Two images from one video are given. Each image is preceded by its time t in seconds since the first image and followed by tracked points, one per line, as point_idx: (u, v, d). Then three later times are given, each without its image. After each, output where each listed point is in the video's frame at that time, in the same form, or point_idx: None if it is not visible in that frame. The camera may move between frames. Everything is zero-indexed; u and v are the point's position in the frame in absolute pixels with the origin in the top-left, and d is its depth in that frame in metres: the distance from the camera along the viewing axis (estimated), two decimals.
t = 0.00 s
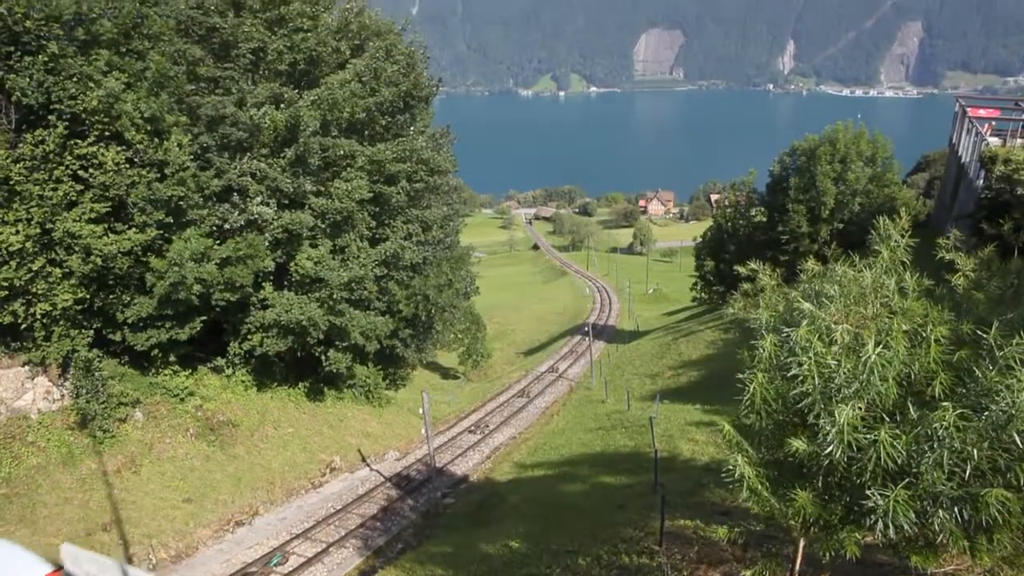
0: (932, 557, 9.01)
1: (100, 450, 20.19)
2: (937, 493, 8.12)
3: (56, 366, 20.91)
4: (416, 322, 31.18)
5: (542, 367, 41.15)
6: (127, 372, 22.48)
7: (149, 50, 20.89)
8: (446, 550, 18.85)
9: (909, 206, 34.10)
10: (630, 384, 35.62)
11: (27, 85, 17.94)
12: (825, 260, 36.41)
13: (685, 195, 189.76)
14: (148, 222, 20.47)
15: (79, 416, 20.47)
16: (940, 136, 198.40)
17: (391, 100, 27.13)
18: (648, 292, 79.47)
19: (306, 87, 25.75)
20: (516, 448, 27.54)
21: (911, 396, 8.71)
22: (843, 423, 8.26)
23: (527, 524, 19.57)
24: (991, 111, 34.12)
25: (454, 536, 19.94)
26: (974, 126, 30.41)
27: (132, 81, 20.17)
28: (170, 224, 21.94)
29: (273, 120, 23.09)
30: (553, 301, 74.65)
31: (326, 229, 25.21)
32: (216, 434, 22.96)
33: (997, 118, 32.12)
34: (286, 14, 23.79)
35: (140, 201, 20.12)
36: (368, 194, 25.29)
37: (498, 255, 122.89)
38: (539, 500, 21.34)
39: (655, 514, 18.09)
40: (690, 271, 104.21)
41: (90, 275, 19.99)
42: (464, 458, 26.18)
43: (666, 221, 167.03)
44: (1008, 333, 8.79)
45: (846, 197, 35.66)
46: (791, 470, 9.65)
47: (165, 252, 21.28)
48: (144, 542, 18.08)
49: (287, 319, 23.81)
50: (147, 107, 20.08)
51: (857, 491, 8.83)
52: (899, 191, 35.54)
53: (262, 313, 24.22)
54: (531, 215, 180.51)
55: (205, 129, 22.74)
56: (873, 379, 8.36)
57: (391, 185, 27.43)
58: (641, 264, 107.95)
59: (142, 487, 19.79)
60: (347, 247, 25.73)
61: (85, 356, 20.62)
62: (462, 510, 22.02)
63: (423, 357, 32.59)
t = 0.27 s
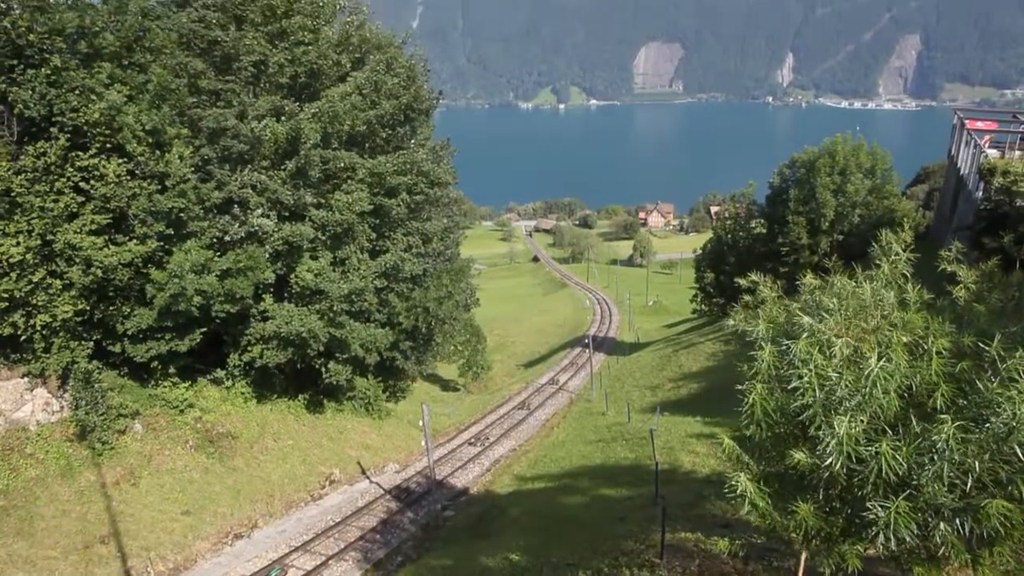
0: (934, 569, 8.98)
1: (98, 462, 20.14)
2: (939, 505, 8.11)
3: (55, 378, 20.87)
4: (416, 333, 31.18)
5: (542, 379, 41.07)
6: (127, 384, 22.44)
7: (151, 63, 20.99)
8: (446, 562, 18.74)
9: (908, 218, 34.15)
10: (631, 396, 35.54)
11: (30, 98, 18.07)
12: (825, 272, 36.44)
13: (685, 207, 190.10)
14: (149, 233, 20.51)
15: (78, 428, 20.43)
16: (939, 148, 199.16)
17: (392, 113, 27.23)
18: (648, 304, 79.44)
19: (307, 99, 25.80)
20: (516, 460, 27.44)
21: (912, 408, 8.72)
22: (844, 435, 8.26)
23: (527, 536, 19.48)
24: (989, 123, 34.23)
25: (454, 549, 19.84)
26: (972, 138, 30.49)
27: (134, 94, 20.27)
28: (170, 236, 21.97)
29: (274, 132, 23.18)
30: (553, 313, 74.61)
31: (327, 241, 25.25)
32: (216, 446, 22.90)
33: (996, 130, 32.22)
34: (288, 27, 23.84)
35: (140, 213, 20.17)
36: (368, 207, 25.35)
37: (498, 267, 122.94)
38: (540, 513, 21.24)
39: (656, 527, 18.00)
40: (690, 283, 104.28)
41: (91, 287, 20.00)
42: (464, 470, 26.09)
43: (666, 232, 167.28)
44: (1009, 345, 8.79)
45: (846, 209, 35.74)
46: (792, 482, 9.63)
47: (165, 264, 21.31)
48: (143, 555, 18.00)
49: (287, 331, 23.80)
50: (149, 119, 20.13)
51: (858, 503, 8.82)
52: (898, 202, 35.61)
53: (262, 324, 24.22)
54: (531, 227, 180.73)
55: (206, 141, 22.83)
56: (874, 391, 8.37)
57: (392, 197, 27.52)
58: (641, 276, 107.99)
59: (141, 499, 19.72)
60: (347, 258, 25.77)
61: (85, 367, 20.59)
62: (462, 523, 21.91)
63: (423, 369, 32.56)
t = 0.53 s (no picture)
0: None
1: (97, 474, 20.08)
2: (940, 517, 8.09)
3: (54, 390, 20.82)
4: (416, 345, 31.17)
5: (542, 391, 40.98)
6: (126, 396, 22.38)
7: (153, 75, 21.08)
8: None
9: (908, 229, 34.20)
10: (631, 408, 35.45)
11: (32, 109, 18.19)
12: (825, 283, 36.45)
13: (685, 218, 190.46)
14: (149, 245, 20.55)
15: (77, 440, 20.37)
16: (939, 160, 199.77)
17: (392, 125, 27.35)
18: (648, 315, 79.40)
19: (307, 111, 25.89)
20: (517, 472, 27.34)
21: (913, 420, 8.71)
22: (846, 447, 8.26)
23: (527, 549, 19.37)
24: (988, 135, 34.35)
25: (454, 562, 19.72)
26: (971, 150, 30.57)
27: (135, 106, 20.35)
28: (171, 247, 22.00)
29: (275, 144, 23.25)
30: (553, 325, 74.56)
31: (327, 253, 25.29)
32: (215, 458, 22.82)
33: (995, 142, 32.32)
34: (289, 40, 23.94)
35: (141, 224, 20.22)
36: (369, 218, 25.40)
37: (498, 279, 122.95)
38: (540, 526, 21.13)
39: (657, 539, 17.90)
40: (690, 295, 104.30)
41: (90, 298, 20.01)
42: (464, 482, 25.99)
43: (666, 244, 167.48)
44: (1010, 357, 8.79)
45: (845, 221, 35.81)
46: (792, 495, 9.60)
47: (165, 275, 21.33)
48: (140, 567, 17.88)
49: (287, 342, 23.77)
50: (150, 131, 20.19)
51: (858, 515, 8.78)
52: (898, 214, 35.68)
53: (262, 336, 24.20)
54: (531, 238, 181.00)
55: (207, 153, 22.91)
56: (875, 403, 8.36)
57: (392, 209, 27.60)
58: (641, 288, 108.02)
59: (139, 511, 19.64)
60: (347, 270, 25.79)
61: (84, 379, 20.54)
62: (462, 535, 21.79)
63: (423, 380, 32.53)
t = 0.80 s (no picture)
0: None
1: (95, 485, 20.02)
2: (942, 528, 8.06)
3: (53, 401, 20.78)
4: (416, 356, 31.15)
5: (542, 402, 40.90)
6: (125, 406, 22.34)
7: (154, 86, 21.17)
8: None
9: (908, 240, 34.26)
10: (631, 419, 35.37)
11: (33, 120, 18.22)
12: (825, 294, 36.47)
13: (684, 229, 190.63)
14: (149, 255, 20.59)
15: (76, 450, 20.32)
16: (938, 171, 200.18)
17: (392, 136, 27.46)
18: (648, 326, 79.37)
19: (308, 122, 25.98)
20: (517, 484, 27.23)
21: (914, 431, 8.70)
22: (848, 457, 8.23)
23: (527, 560, 19.28)
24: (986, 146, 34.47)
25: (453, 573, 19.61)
26: (970, 161, 30.65)
27: (136, 117, 20.44)
28: (170, 258, 22.02)
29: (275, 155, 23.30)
30: (553, 335, 74.50)
31: (327, 263, 25.31)
32: (214, 468, 22.76)
33: (993, 153, 32.43)
34: (290, 52, 24.05)
35: (141, 235, 20.27)
36: (369, 229, 25.44)
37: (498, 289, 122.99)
38: (540, 537, 21.03)
39: (657, 551, 17.81)
40: (690, 306, 104.27)
41: (90, 308, 20.01)
42: (464, 494, 25.89)
43: (666, 255, 167.61)
44: (1011, 367, 8.79)
45: (845, 231, 35.87)
46: (793, 506, 9.57)
47: (165, 286, 21.36)
48: None
49: (286, 353, 23.75)
50: (150, 142, 20.26)
51: (859, 527, 8.74)
52: (897, 224, 35.73)
53: (262, 346, 24.18)
54: (531, 249, 181.16)
55: (207, 164, 23.01)
56: (877, 414, 8.35)
57: (392, 220, 27.67)
58: (641, 298, 108.02)
59: (138, 523, 19.56)
60: (347, 281, 25.81)
61: (83, 389, 20.51)
62: (461, 547, 21.69)
63: (423, 391, 32.48)
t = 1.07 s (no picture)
0: None
1: (94, 495, 19.95)
2: (944, 539, 8.04)
3: (52, 410, 20.77)
4: (416, 366, 31.12)
5: (542, 412, 40.82)
6: (125, 416, 22.29)
7: (155, 97, 21.27)
8: None
9: (907, 249, 34.30)
10: (631, 429, 35.27)
11: (34, 130, 18.29)
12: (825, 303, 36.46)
13: (684, 239, 190.74)
14: (149, 265, 20.58)
15: (75, 460, 20.29)
16: (937, 181, 200.50)
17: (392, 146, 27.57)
18: (648, 336, 79.30)
19: (308, 133, 26.08)
20: (517, 494, 27.13)
21: (915, 441, 8.70)
22: (851, 468, 8.22)
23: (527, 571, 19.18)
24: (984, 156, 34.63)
25: None
26: (969, 170, 30.72)
27: (137, 127, 20.51)
28: (171, 267, 22.04)
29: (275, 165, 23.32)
30: (553, 346, 74.42)
31: (327, 273, 25.32)
32: (213, 479, 22.70)
33: (992, 163, 32.50)
34: (291, 62, 24.14)
35: (141, 244, 20.27)
36: (369, 239, 25.46)
37: (498, 299, 122.99)
38: (540, 548, 20.93)
39: (658, 561, 17.72)
40: (691, 315, 104.19)
41: (90, 318, 20.00)
42: (464, 504, 25.79)
43: (666, 264, 167.66)
44: (1011, 377, 8.80)
45: (844, 241, 35.91)
46: (795, 516, 9.55)
47: (165, 295, 21.36)
48: None
49: (286, 363, 23.71)
50: (151, 152, 20.34)
51: (861, 538, 8.68)
52: (897, 234, 35.76)
53: (262, 356, 24.15)
54: (531, 259, 181.28)
55: (208, 174, 23.08)
56: (878, 424, 8.35)
57: (392, 230, 27.73)
58: (642, 308, 107.97)
59: (136, 533, 19.48)
60: (347, 291, 25.82)
61: (82, 399, 20.48)
62: (461, 557, 21.58)
63: (422, 401, 32.45)
